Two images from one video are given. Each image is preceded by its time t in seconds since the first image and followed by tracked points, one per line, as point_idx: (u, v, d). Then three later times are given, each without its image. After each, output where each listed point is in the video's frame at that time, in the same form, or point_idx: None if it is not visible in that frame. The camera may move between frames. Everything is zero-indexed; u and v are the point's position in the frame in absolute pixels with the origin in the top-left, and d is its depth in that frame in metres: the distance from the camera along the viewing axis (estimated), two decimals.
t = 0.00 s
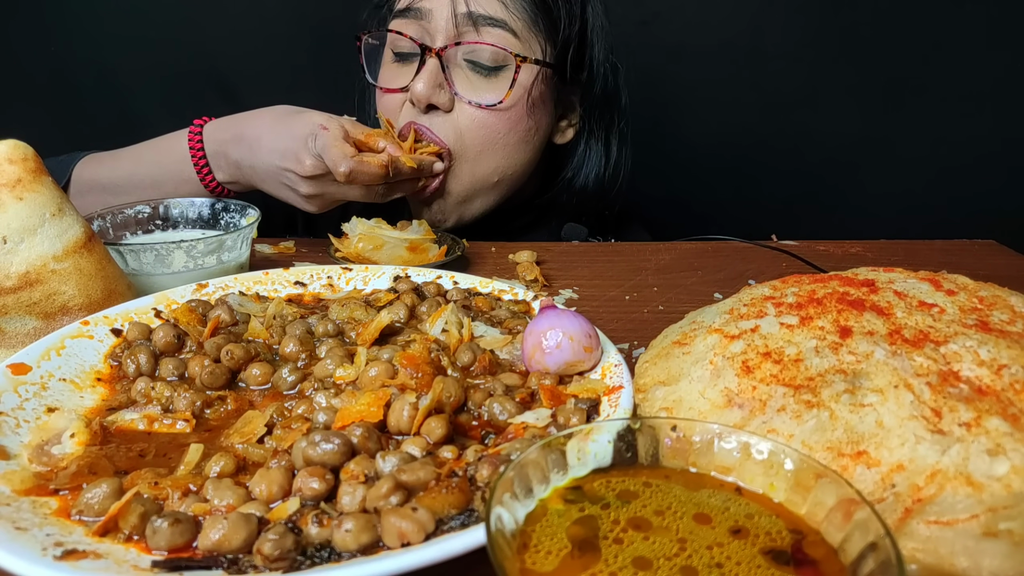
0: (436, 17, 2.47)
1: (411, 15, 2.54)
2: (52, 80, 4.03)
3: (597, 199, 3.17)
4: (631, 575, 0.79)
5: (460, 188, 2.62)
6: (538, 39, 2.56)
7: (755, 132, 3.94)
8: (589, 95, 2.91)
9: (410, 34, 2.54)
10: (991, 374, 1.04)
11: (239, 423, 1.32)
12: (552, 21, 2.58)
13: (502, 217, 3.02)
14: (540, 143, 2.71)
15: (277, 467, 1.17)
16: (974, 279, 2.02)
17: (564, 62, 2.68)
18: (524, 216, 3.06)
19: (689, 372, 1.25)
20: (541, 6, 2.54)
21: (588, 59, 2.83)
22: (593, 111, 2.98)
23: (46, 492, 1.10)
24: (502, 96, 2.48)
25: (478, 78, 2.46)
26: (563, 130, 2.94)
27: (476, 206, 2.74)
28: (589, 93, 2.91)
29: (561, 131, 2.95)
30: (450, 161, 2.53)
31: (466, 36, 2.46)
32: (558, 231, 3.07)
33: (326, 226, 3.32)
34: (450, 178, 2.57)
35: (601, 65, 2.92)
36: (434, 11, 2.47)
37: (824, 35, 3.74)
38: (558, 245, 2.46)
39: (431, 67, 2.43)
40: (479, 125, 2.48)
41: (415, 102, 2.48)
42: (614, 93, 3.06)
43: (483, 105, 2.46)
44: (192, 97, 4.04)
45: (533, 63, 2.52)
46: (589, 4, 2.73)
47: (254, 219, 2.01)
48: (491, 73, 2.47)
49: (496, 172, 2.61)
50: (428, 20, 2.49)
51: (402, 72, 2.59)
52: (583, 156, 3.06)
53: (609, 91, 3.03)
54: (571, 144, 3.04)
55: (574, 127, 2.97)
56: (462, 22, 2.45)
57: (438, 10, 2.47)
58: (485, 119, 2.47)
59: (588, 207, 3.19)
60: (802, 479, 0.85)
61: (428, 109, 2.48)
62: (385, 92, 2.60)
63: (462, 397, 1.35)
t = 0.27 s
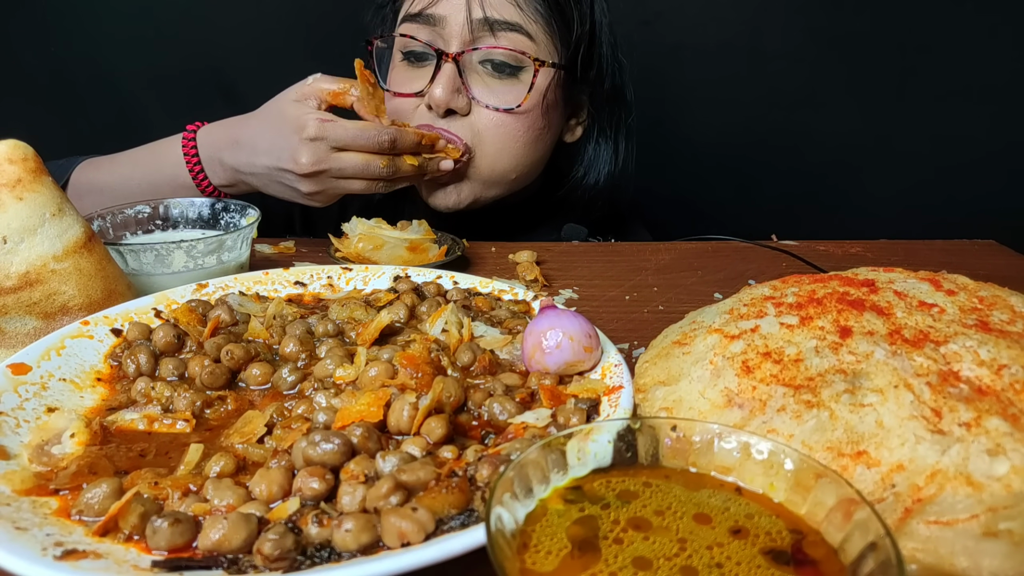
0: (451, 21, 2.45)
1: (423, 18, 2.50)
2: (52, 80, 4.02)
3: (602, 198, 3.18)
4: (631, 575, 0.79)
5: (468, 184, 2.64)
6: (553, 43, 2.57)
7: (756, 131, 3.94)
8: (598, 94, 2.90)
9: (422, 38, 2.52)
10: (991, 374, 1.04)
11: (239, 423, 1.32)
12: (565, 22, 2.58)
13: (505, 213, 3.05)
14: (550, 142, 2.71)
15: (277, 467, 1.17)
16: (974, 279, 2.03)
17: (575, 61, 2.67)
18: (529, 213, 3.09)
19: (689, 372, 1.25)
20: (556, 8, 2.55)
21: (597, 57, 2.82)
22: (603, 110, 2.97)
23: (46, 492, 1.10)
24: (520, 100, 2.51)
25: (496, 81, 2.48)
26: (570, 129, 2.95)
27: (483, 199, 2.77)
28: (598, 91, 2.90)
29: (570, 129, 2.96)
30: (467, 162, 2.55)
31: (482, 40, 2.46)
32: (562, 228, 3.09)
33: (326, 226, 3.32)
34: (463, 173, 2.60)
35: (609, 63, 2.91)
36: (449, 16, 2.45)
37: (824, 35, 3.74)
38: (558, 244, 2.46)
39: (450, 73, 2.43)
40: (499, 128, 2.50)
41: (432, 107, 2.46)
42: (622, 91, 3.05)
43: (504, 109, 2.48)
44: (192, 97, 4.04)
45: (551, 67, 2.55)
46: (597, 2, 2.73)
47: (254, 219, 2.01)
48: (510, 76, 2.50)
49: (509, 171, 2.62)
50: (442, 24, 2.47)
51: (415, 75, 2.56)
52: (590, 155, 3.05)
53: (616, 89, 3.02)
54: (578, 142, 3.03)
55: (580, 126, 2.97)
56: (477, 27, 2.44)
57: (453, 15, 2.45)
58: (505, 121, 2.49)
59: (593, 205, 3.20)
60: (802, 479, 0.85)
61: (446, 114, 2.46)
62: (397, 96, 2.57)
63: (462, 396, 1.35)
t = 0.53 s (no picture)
0: (452, 21, 2.45)
1: (425, 18, 2.51)
2: (52, 80, 4.02)
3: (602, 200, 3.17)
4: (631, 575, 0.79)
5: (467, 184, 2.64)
6: (554, 45, 2.56)
7: (756, 131, 3.94)
8: (598, 97, 2.90)
9: (424, 37, 2.52)
10: (991, 374, 1.04)
11: (239, 423, 1.32)
12: (568, 26, 2.58)
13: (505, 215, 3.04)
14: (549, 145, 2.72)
15: (277, 467, 1.17)
16: (973, 279, 2.03)
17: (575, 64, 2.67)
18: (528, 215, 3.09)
19: (689, 371, 1.25)
20: (558, 11, 2.54)
21: (598, 60, 2.82)
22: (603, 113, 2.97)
23: (46, 492, 1.10)
24: (519, 103, 2.50)
25: (496, 83, 2.48)
26: (569, 131, 2.95)
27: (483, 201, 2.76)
28: (598, 94, 2.90)
29: (569, 133, 2.96)
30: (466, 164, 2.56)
31: (483, 41, 2.47)
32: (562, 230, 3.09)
33: (325, 226, 3.34)
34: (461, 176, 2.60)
35: (610, 66, 2.91)
36: (451, 17, 2.45)
37: (825, 36, 3.74)
38: (558, 244, 2.46)
39: (450, 73, 2.44)
40: (497, 131, 2.50)
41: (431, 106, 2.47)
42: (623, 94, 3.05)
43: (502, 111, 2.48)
44: (192, 97, 4.04)
45: (551, 69, 2.54)
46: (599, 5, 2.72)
47: (254, 219, 2.01)
48: (509, 76, 2.50)
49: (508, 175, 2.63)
50: (444, 24, 2.47)
51: (416, 74, 2.57)
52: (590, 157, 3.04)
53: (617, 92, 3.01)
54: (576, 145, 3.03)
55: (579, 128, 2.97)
56: (479, 27, 2.45)
57: (455, 14, 2.45)
58: (503, 124, 2.50)
59: (593, 208, 3.19)
60: (802, 479, 0.85)
61: (445, 114, 2.47)
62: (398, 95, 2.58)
63: (462, 396, 1.35)
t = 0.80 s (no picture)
0: (434, 17, 2.46)
1: (409, 13, 2.52)
2: (54, 79, 4.01)
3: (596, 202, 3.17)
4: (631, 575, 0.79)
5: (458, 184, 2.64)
6: (535, 46, 2.54)
7: (751, 132, 3.94)
8: (587, 101, 2.90)
9: (408, 32, 2.53)
10: (991, 374, 1.04)
11: (239, 423, 1.32)
12: (550, 29, 2.56)
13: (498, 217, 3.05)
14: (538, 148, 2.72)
15: (277, 467, 1.17)
16: (974, 279, 2.02)
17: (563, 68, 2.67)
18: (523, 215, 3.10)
19: (689, 371, 1.25)
20: (541, 12, 2.52)
21: (585, 64, 2.81)
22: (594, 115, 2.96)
23: (46, 492, 1.10)
24: (496, 98, 2.46)
25: (475, 79, 2.46)
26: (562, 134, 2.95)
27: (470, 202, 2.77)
28: (589, 97, 2.90)
29: (557, 136, 2.96)
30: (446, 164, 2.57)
31: (463, 37, 2.46)
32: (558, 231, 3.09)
33: (325, 226, 3.35)
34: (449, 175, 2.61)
35: (602, 71, 2.91)
36: (433, 13, 2.46)
37: (824, 36, 3.74)
38: (558, 244, 2.46)
39: (427, 68, 2.44)
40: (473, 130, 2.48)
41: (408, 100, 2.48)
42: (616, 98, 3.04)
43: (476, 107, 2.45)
44: (192, 97, 4.04)
45: (529, 68, 2.51)
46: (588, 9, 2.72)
47: (254, 219, 2.01)
48: (487, 75, 2.47)
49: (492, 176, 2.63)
50: (426, 20, 2.48)
51: (399, 68, 2.58)
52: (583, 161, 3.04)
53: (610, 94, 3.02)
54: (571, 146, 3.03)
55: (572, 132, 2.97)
56: (459, 24, 2.45)
57: (436, 11, 2.46)
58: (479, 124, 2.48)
59: (587, 211, 3.19)
60: (802, 479, 0.85)
61: (421, 108, 2.48)
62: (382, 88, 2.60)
63: (462, 396, 1.35)
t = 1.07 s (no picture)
0: (430, 22, 2.48)
1: (405, 17, 2.53)
2: (54, 79, 4.01)
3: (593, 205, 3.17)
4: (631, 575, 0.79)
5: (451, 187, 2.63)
6: (531, 52, 2.56)
7: (750, 133, 3.94)
8: (585, 104, 2.92)
9: (404, 36, 2.54)
10: (991, 374, 1.04)
11: (239, 423, 1.32)
12: (548, 32, 2.58)
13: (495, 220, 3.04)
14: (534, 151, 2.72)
15: (277, 467, 1.17)
16: (974, 279, 2.03)
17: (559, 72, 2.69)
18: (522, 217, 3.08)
19: (689, 371, 1.25)
20: (536, 17, 2.54)
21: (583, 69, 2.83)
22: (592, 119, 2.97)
23: (46, 492, 1.10)
24: (491, 104, 2.48)
25: (469, 84, 2.46)
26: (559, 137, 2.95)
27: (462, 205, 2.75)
28: (585, 101, 2.91)
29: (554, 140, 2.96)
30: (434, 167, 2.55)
31: (459, 43, 2.47)
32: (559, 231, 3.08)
33: (325, 226, 3.34)
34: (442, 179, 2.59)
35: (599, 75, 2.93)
36: (429, 18, 2.47)
37: (824, 37, 3.74)
38: (558, 244, 2.46)
39: (422, 71, 2.43)
40: (462, 133, 2.48)
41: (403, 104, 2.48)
42: (613, 102, 3.05)
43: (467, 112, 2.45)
44: (192, 97, 4.04)
45: (524, 73, 2.53)
46: (585, 14, 2.74)
47: (254, 219, 2.01)
48: (483, 80, 2.47)
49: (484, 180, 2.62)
50: (423, 25, 2.49)
51: (394, 72, 2.58)
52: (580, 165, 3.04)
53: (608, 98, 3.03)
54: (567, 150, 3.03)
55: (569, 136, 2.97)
56: (455, 31, 2.46)
57: (432, 16, 2.47)
58: (469, 127, 2.47)
59: (585, 214, 3.19)
60: (802, 479, 0.85)
61: (415, 112, 2.48)
62: (378, 91, 2.60)
63: (462, 397, 1.35)
